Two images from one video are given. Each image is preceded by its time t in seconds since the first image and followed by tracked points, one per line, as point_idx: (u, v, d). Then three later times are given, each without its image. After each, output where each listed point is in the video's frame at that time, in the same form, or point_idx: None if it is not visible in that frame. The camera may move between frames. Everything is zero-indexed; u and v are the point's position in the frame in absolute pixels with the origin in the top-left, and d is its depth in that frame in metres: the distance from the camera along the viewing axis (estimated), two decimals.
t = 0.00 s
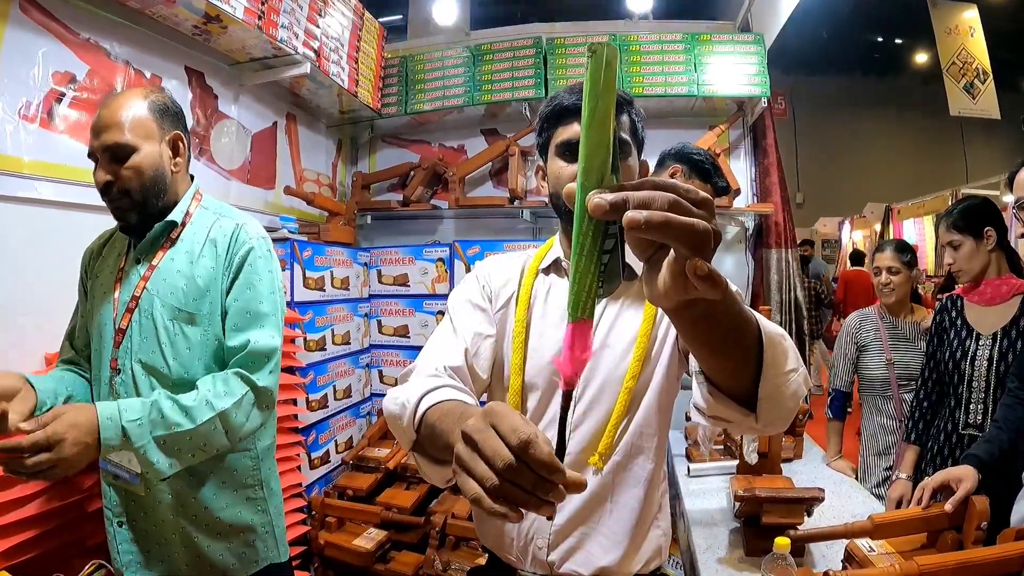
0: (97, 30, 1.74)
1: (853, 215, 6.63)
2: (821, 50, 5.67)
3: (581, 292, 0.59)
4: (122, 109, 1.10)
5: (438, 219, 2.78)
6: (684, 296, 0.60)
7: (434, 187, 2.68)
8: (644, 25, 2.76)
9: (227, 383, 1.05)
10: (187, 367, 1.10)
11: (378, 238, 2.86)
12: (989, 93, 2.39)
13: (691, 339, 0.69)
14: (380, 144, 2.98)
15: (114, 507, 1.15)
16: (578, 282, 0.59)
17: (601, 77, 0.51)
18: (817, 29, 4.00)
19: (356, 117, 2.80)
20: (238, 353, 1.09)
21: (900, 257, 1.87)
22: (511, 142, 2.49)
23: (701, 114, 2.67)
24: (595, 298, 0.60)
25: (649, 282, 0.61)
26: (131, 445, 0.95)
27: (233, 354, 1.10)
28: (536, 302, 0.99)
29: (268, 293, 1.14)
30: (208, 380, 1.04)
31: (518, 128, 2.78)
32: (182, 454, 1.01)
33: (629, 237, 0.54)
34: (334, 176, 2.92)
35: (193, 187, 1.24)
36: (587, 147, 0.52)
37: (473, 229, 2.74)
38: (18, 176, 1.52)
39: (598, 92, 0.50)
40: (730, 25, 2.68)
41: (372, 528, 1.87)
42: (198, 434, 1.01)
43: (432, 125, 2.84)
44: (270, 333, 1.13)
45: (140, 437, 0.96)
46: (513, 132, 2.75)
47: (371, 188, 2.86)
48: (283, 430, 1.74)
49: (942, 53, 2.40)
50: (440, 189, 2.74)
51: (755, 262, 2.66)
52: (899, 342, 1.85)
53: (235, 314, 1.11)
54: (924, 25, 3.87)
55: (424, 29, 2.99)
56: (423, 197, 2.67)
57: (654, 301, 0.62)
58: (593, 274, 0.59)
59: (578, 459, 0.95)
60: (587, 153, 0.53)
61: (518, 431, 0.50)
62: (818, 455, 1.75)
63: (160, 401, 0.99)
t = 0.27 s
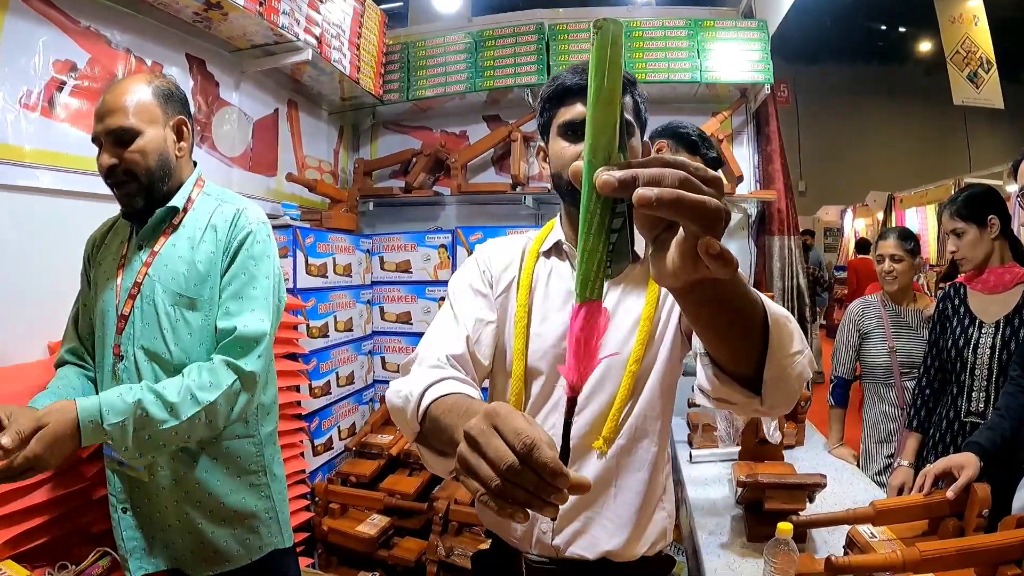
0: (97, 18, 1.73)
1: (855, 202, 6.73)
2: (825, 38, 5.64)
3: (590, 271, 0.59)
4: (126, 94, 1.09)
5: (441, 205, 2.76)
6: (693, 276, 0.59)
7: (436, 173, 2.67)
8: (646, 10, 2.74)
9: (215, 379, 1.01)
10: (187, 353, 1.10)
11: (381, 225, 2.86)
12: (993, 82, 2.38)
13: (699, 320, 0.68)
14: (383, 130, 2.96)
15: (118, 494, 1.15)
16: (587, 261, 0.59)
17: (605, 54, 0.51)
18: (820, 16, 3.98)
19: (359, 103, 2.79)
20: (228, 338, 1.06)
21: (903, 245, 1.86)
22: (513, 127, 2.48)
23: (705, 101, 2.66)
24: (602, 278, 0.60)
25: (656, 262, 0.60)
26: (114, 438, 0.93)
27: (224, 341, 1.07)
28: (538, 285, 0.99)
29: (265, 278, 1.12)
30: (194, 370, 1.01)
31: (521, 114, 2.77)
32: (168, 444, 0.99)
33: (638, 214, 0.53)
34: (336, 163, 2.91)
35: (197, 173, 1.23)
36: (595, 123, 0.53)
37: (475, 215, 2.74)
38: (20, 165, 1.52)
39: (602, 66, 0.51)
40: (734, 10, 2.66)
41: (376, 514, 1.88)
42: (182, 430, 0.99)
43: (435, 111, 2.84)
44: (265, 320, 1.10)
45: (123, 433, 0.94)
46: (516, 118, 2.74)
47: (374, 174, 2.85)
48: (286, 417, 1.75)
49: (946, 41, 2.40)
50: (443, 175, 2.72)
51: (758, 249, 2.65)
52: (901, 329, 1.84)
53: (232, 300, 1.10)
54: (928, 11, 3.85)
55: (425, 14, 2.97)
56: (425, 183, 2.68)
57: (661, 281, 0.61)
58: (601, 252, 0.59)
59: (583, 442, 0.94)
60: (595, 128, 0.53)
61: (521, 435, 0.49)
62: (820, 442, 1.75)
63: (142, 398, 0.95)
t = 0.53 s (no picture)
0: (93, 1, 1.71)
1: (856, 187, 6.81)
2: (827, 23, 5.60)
3: (585, 247, 0.56)
4: (122, 74, 1.08)
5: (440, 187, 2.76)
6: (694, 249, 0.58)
7: (436, 155, 2.70)
8: None
9: (212, 365, 0.99)
10: (184, 336, 1.08)
11: (380, 208, 2.86)
12: (996, 69, 2.35)
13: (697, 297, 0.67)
14: (382, 113, 2.96)
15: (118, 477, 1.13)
16: (581, 235, 0.56)
17: (597, 14, 0.48)
18: None
19: (358, 85, 2.78)
20: (224, 321, 1.04)
21: (905, 229, 1.86)
22: (513, 109, 2.47)
23: (706, 84, 2.64)
24: (599, 255, 0.57)
25: (655, 235, 0.59)
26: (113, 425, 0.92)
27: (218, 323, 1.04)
28: (532, 264, 0.97)
29: (263, 259, 1.10)
30: (190, 355, 0.98)
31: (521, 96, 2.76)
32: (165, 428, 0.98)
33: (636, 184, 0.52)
34: (335, 146, 2.89)
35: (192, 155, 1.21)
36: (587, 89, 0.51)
37: (475, 197, 2.74)
38: (17, 150, 1.50)
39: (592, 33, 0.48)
40: None
41: (377, 497, 1.89)
42: (179, 416, 0.97)
43: (434, 94, 2.82)
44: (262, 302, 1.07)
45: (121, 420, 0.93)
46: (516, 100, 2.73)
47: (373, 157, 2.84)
48: (286, 400, 1.75)
49: (948, 28, 2.38)
50: (443, 158, 2.74)
51: (758, 232, 2.67)
52: (902, 313, 1.84)
53: (227, 282, 1.07)
54: None
55: None
56: (425, 165, 2.68)
57: (660, 255, 0.60)
58: (597, 226, 0.56)
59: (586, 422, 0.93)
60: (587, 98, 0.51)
61: (511, 435, 0.49)
62: (820, 425, 1.75)
63: (137, 385, 0.94)
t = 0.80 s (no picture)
0: None
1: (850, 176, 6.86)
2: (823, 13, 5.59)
3: (574, 264, 0.58)
4: (126, 53, 1.12)
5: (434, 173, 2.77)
6: (676, 261, 0.61)
7: (429, 141, 2.72)
8: None
9: (206, 352, 0.99)
10: (174, 321, 1.08)
11: (374, 195, 2.85)
12: (991, 60, 2.35)
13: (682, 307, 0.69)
14: (375, 100, 2.97)
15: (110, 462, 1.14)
16: (570, 253, 0.58)
17: (573, 46, 0.53)
18: None
19: (351, 72, 2.77)
20: (215, 306, 1.03)
21: (897, 216, 1.87)
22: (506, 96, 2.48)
23: (700, 71, 2.64)
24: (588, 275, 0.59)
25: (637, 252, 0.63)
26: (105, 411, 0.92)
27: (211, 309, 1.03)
28: (521, 253, 0.93)
29: (253, 243, 1.09)
30: (184, 340, 0.98)
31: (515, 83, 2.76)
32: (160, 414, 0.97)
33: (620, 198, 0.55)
34: (329, 133, 2.88)
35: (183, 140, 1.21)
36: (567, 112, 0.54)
37: (469, 183, 2.74)
38: (10, 138, 1.50)
39: (570, 58, 0.52)
40: None
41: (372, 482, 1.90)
42: (174, 401, 0.97)
43: (429, 82, 2.82)
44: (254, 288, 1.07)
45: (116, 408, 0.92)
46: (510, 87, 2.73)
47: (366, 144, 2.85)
48: (280, 387, 1.75)
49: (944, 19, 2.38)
50: (436, 145, 2.75)
51: (751, 219, 2.69)
52: (894, 300, 1.86)
53: (219, 267, 1.07)
54: None
55: None
56: (418, 152, 2.70)
57: (644, 269, 0.63)
58: (584, 244, 0.58)
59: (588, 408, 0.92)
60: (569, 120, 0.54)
61: None
62: (812, 411, 1.76)
63: (133, 370, 0.93)
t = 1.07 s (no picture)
0: None
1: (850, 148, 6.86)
2: None
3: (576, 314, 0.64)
4: (132, 12, 1.14)
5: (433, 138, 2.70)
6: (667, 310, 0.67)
7: (428, 105, 2.72)
8: None
9: (202, 304, 0.99)
10: (171, 274, 1.09)
11: (372, 159, 2.81)
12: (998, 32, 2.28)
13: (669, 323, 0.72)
14: (373, 64, 2.94)
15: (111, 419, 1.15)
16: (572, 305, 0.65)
17: (563, 109, 0.59)
18: None
19: (348, 36, 2.75)
20: (210, 258, 1.03)
21: (898, 182, 1.87)
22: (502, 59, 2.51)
23: (700, 34, 2.63)
24: (588, 326, 0.66)
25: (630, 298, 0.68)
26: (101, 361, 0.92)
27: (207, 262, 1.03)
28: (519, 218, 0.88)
29: (247, 196, 1.09)
30: (180, 291, 0.98)
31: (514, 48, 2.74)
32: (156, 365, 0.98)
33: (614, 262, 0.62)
34: (326, 97, 2.87)
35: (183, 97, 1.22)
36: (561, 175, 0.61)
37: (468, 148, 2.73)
38: (7, 105, 1.50)
39: (561, 124, 0.59)
40: None
41: (371, 445, 1.93)
42: (171, 352, 0.97)
43: (427, 44, 2.81)
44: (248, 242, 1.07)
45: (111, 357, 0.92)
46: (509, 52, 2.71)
47: (365, 108, 2.85)
48: (280, 349, 1.76)
49: None
50: (435, 108, 2.75)
51: (751, 182, 2.65)
52: (893, 265, 1.87)
53: (213, 220, 1.07)
54: None
55: None
56: (416, 115, 2.70)
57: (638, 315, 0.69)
58: (583, 293, 0.65)
59: (588, 366, 0.92)
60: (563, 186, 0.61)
61: None
62: (811, 376, 1.76)
63: (132, 320, 0.93)
